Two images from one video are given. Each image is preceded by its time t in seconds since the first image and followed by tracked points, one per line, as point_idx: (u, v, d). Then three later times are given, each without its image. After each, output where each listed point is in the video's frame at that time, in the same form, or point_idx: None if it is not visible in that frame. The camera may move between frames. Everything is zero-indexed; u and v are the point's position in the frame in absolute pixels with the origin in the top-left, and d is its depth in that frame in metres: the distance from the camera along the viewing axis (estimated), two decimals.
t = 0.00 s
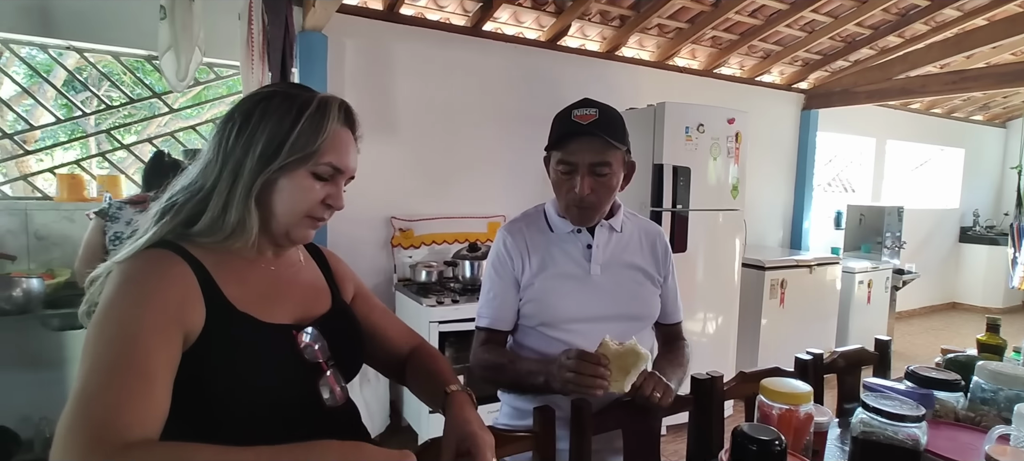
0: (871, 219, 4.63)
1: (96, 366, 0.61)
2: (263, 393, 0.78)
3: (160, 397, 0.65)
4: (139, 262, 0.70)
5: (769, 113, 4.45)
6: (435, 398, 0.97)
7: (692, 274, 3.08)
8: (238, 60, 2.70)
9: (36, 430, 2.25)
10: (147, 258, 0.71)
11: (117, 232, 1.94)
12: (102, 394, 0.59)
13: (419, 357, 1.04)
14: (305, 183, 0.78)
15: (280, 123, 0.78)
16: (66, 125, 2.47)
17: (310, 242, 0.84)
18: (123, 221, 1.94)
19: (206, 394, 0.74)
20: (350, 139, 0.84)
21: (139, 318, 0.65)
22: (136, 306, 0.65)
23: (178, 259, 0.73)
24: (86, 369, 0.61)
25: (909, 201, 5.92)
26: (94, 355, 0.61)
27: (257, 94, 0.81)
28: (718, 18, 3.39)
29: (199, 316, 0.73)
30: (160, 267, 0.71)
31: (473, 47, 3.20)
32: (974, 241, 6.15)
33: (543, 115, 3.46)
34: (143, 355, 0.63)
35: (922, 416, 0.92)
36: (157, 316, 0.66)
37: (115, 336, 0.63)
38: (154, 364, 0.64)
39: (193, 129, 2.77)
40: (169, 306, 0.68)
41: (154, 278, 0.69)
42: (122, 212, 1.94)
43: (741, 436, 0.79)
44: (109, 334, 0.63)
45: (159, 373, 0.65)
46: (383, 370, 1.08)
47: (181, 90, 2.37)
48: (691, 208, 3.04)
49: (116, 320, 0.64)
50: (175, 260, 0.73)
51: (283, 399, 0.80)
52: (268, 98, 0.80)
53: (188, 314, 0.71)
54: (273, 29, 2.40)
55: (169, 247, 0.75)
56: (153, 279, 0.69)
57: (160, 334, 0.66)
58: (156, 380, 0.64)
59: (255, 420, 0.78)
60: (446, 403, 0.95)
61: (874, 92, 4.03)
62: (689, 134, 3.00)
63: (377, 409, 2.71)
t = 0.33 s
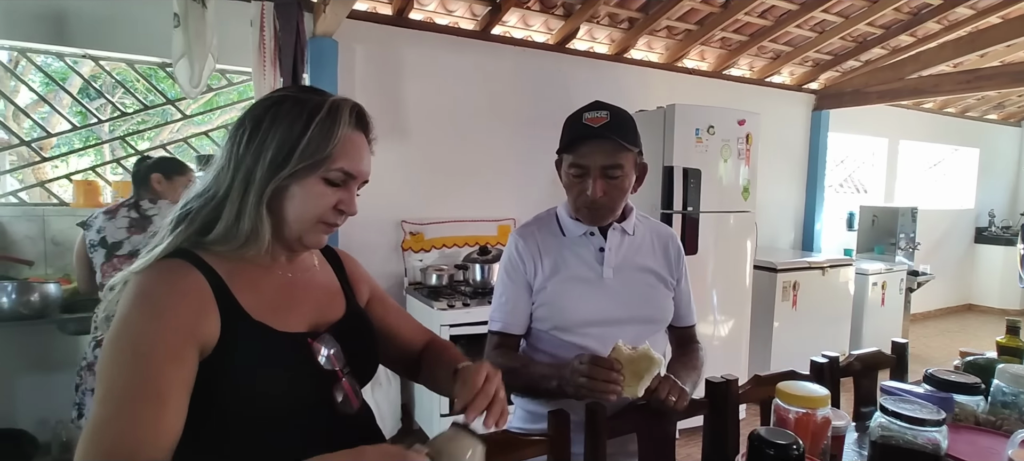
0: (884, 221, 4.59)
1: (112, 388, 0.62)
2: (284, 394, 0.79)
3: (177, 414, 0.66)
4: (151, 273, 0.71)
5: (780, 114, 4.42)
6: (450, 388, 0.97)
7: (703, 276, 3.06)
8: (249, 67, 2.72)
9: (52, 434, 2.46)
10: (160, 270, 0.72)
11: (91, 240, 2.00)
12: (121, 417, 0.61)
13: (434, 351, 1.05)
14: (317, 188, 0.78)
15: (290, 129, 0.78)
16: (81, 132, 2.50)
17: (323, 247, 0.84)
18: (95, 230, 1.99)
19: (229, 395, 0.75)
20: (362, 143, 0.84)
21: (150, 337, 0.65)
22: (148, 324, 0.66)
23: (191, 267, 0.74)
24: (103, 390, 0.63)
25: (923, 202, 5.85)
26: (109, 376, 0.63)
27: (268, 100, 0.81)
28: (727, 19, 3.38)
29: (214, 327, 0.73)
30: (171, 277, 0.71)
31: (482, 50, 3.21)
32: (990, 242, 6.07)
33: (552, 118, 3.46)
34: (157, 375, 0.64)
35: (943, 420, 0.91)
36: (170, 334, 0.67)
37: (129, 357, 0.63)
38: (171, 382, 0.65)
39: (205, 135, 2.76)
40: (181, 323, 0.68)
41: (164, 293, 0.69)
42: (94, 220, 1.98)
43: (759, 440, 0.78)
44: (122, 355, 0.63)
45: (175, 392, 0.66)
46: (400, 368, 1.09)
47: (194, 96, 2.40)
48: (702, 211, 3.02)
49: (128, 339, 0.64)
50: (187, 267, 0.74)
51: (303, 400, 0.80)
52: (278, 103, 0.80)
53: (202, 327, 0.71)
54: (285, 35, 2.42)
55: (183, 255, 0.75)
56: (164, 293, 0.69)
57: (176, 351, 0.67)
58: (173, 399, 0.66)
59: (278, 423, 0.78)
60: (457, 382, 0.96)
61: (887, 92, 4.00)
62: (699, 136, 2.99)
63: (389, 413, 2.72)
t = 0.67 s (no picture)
0: (892, 222, 4.56)
1: (170, 400, 0.61)
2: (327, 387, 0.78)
3: (246, 407, 0.65)
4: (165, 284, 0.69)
5: (787, 114, 4.41)
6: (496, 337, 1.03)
7: (709, 278, 3.05)
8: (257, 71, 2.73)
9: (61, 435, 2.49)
10: (180, 279, 0.69)
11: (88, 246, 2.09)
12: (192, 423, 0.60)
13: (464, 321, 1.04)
14: (323, 190, 0.75)
15: (288, 130, 0.74)
16: (90, 136, 2.53)
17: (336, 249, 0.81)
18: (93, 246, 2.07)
19: (279, 392, 0.74)
20: (366, 138, 0.80)
21: (184, 341, 0.63)
22: (182, 329, 0.64)
23: (208, 273, 0.72)
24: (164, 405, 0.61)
25: (931, 202, 5.81)
26: (160, 390, 0.61)
27: (264, 101, 0.77)
28: (733, 20, 3.37)
29: (246, 321, 0.71)
30: (189, 284, 0.69)
31: (487, 53, 3.21)
32: (999, 243, 6.02)
33: (558, 119, 3.46)
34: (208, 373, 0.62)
35: (955, 424, 0.90)
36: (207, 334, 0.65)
37: (175, 364, 0.62)
38: (225, 378, 0.63)
39: (212, 138, 2.77)
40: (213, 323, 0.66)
41: (188, 298, 0.67)
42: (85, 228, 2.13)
43: (768, 444, 0.78)
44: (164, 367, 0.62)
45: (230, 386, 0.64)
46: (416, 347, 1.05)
47: (202, 100, 2.42)
48: (708, 212, 3.02)
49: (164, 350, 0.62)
50: (202, 271, 0.72)
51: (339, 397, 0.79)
52: (275, 105, 0.76)
53: (234, 326, 0.69)
54: (291, 39, 2.47)
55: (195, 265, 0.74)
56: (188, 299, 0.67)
57: (217, 350, 0.65)
58: (236, 392, 0.64)
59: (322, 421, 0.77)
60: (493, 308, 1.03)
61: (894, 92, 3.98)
62: (705, 137, 2.98)
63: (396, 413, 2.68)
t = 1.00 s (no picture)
0: (893, 222, 4.55)
1: (254, 407, 0.59)
2: (368, 387, 0.78)
3: (335, 401, 0.62)
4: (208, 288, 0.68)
5: (788, 114, 4.41)
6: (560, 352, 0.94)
7: (710, 279, 3.05)
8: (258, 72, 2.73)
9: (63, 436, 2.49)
10: (229, 289, 0.67)
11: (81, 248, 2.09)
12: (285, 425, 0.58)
13: (504, 325, 0.97)
14: (349, 184, 0.73)
15: (300, 130, 0.73)
16: (91, 137, 2.53)
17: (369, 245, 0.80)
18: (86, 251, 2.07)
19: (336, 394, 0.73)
20: (383, 122, 0.77)
21: (245, 343, 0.62)
22: (243, 334, 0.62)
23: (249, 277, 0.71)
24: (252, 415, 0.59)
25: (933, 202, 5.81)
26: (238, 401, 0.59)
27: (274, 105, 0.76)
28: (734, 21, 3.37)
29: (298, 319, 0.70)
30: (238, 291, 0.67)
31: (488, 53, 3.21)
32: (1000, 243, 6.02)
33: (559, 120, 3.46)
34: (284, 371, 0.60)
35: (958, 424, 0.90)
36: (268, 335, 0.63)
37: (246, 370, 0.60)
38: (301, 372, 0.61)
39: (214, 138, 2.77)
40: (269, 323, 0.65)
41: (242, 308, 0.65)
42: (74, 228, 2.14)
43: (771, 444, 0.78)
44: (234, 373, 0.60)
45: (310, 379, 0.61)
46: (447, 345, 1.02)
47: (203, 101, 2.42)
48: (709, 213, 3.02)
49: (230, 357, 0.61)
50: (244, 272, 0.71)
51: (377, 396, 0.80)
52: (285, 105, 0.74)
53: (287, 324, 0.67)
54: (292, 40, 2.49)
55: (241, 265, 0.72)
56: (242, 305, 0.65)
57: (283, 347, 0.63)
58: (317, 385, 0.61)
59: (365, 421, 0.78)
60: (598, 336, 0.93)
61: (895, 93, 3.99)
62: (706, 138, 2.98)
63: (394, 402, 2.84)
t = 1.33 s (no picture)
0: (891, 222, 4.55)
1: (283, 425, 0.58)
2: (384, 405, 0.76)
3: (360, 409, 0.61)
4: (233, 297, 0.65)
5: (787, 115, 4.42)
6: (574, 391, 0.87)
7: (708, 278, 3.06)
8: (257, 72, 2.74)
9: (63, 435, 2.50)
10: (249, 295, 0.66)
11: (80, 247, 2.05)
12: (318, 444, 0.57)
13: (525, 359, 0.91)
14: (379, 186, 0.71)
15: (324, 131, 0.70)
16: (90, 137, 2.53)
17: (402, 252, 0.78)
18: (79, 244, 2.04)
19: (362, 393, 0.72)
20: (405, 117, 0.75)
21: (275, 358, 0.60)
22: (272, 347, 0.61)
23: (272, 286, 0.68)
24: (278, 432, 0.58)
25: (931, 202, 5.81)
26: (267, 417, 0.58)
27: (292, 107, 0.73)
28: (732, 21, 3.38)
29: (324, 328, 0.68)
30: (263, 299, 0.65)
31: (486, 53, 3.21)
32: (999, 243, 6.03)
33: (557, 120, 3.46)
34: (316, 389, 0.59)
35: (952, 423, 0.90)
36: (296, 349, 0.62)
37: (277, 386, 0.59)
38: (332, 390, 0.60)
39: (213, 138, 2.76)
40: (297, 335, 0.63)
41: (263, 317, 0.63)
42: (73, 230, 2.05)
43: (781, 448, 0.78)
44: (264, 388, 0.59)
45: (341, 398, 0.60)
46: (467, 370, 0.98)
47: (201, 101, 2.42)
48: (706, 213, 3.02)
49: (259, 371, 0.59)
50: (269, 282, 0.68)
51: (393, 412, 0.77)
52: (304, 106, 0.71)
53: (314, 334, 0.66)
54: (291, 40, 2.50)
55: (269, 275, 0.69)
56: (268, 315, 0.64)
57: (312, 362, 0.62)
58: (349, 402, 0.61)
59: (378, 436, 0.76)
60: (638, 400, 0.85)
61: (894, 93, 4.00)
62: (704, 137, 2.98)
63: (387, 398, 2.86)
